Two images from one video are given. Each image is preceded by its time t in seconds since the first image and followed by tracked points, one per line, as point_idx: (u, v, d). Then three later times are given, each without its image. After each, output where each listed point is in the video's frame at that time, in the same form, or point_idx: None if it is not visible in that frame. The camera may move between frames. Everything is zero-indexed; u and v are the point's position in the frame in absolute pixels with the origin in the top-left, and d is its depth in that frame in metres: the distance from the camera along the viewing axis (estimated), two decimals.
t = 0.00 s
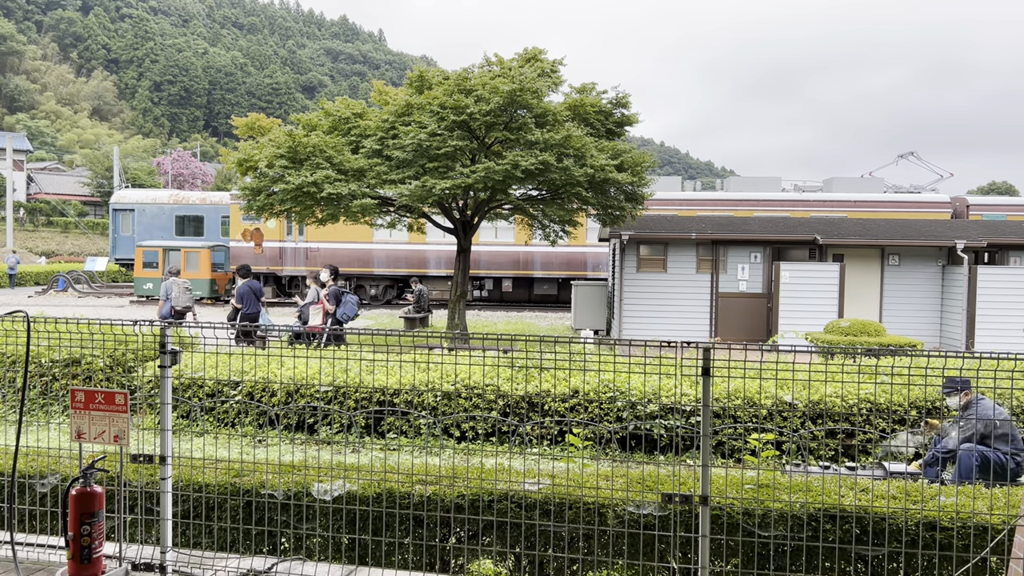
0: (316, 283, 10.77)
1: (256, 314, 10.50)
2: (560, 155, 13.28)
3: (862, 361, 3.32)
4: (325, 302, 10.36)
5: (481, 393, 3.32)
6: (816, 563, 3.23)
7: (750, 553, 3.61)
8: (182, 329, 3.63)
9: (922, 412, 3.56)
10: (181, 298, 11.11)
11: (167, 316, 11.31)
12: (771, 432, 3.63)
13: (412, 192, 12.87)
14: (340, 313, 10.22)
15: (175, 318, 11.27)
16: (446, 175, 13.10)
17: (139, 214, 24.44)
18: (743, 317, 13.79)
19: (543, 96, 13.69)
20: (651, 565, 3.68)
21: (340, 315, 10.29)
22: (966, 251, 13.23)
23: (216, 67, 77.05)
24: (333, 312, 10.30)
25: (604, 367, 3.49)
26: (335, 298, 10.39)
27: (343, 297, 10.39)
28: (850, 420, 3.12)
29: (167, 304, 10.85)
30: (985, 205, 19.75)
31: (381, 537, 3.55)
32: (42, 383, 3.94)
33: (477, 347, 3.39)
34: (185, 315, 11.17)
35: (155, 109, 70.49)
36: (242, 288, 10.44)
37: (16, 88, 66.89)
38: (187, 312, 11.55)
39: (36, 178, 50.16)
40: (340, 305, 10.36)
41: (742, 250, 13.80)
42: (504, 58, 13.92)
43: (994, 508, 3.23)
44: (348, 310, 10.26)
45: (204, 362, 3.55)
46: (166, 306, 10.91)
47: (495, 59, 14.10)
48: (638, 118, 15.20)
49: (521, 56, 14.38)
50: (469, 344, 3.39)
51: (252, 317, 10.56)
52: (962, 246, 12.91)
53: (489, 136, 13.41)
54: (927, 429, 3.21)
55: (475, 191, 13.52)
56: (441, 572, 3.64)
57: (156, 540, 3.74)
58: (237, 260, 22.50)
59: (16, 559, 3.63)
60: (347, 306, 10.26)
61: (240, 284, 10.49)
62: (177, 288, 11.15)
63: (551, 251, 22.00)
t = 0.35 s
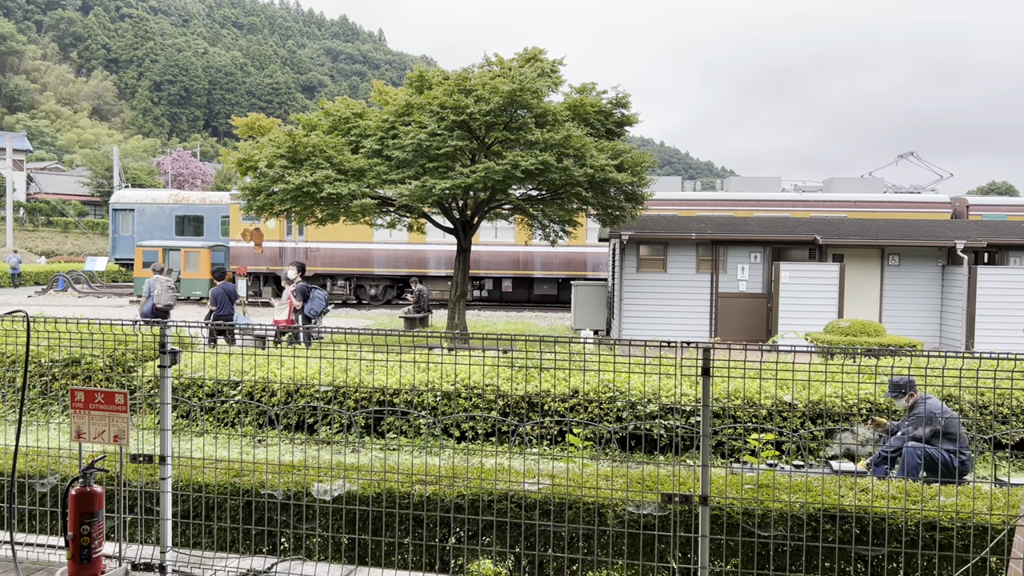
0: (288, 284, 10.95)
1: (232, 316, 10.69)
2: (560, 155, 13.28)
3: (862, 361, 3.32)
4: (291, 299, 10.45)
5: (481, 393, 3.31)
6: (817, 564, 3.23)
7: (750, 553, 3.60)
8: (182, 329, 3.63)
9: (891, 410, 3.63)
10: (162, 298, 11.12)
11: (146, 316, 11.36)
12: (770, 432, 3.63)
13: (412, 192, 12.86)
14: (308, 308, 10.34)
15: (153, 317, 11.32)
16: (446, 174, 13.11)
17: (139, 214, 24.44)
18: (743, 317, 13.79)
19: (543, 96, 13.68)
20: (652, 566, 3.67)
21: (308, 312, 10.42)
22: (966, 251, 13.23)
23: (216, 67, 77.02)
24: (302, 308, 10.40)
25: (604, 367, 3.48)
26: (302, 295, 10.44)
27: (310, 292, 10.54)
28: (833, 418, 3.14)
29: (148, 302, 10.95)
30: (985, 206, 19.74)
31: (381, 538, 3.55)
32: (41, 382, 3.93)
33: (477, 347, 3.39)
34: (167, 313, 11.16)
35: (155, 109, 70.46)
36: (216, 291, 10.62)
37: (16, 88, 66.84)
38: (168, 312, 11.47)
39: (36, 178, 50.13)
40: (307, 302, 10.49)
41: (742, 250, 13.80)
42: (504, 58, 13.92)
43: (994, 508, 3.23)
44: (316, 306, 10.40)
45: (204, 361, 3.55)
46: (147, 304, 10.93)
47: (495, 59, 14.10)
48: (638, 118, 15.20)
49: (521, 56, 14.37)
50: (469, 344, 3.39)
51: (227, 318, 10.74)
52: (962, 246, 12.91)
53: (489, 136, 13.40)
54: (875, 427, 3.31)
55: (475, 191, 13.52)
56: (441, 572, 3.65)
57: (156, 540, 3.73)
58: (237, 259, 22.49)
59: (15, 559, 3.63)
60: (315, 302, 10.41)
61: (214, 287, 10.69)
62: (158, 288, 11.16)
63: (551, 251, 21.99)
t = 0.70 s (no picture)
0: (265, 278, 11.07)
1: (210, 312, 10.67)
2: (560, 155, 13.28)
3: (861, 361, 3.32)
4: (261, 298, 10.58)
5: (482, 393, 3.32)
6: (818, 564, 3.23)
7: (750, 553, 3.60)
8: (182, 329, 3.63)
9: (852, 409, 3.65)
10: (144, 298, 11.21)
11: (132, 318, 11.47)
12: (770, 432, 3.63)
13: (412, 192, 12.85)
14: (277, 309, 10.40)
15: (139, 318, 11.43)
16: (446, 175, 13.12)
17: (139, 214, 24.45)
18: (743, 317, 13.79)
19: (543, 96, 13.68)
20: (652, 566, 3.67)
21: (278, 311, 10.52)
22: (967, 251, 13.23)
23: (216, 67, 77.01)
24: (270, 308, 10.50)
25: (604, 368, 3.48)
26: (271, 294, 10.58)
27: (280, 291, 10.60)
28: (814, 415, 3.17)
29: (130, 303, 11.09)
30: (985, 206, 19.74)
31: (381, 538, 3.55)
32: (41, 383, 3.93)
33: (477, 347, 3.38)
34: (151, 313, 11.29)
35: (155, 109, 70.45)
36: (194, 287, 10.62)
37: (16, 88, 66.83)
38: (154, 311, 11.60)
39: (36, 178, 50.15)
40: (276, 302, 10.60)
41: (742, 250, 13.79)
42: (504, 58, 13.93)
43: (994, 509, 3.23)
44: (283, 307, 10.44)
45: (205, 361, 3.55)
46: (129, 305, 11.09)
47: (495, 59, 14.10)
48: (638, 118, 15.20)
49: (521, 56, 14.37)
50: (469, 344, 3.39)
51: (206, 316, 10.77)
52: (962, 246, 12.91)
53: (489, 136, 13.41)
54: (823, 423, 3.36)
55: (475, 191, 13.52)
56: (441, 572, 3.64)
57: (156, 540, 3.73)
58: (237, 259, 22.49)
59: (15, 559, 3.63)
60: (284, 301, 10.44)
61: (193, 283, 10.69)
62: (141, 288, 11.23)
63: (551, 251, 21.99)
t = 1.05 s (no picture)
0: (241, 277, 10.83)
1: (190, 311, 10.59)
2: (560, 155, 13.28)
3: (863, 361, 3.31)
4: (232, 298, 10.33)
5: (482, 393, 3.32)
6: (818, 565, 3.23)
7: (749, 554, 3.60)
8: (182, 329, 3.63)
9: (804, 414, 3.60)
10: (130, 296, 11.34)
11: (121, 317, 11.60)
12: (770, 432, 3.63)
13: (412, 193, 12.86)
14: (246, 310, 10.13)
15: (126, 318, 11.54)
16: (447, 175, 13.12)
17: (139, 214, 24.47)
18: (743, 317, 13.80)
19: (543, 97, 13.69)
20: (653, 566, 3.67)
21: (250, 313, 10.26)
22: (967, 252, 13.22)
23: (216, 67, 77.05)
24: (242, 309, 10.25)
25: (605, 368, 3.48)
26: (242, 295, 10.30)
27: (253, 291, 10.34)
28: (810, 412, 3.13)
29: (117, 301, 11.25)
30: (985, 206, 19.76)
31: (381, 538, 3.56)
32: (41, 383, 3.94)
33: (477, 348, 3.38)
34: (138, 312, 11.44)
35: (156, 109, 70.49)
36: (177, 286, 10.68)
37: (16, 88, 66.87)
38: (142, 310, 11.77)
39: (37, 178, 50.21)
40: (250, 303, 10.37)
41: (742, 251, 13.79)
42: (504, 58, 13.93)
43: (994, 509, 3.22)
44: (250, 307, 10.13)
45: (205, 362, 3.54)
46: (116, 303, 11.26)
47: (496, 59, 14.11)
48: (638, 118, 15.20)
49: (522, 56, 14.38)
50: (469, 345, 3.39)
51: (188, 315, 10.75)
52: (962, 247, 12.91)
53: (490, 136, 13.41)
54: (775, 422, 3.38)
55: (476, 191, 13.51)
56: (441, 572, 3.64)
57: (156, 540, 3.73)
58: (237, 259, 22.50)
59: (15, 559, 3.63)
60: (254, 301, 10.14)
61: (175, 281, 10.76)
62: (128, 287, 11.40)
63: (551, 251, 21.98)
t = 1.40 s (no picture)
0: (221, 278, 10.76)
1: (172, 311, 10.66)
2: (561, 156, 13.28)
3: (863, 361, 3.30)
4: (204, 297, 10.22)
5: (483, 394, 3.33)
6: (819, 566, 3.22)
7: (750, 554, 3.59)
8: (182, 329, 3.63)
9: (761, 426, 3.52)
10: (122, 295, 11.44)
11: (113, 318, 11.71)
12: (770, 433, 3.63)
13: (413, 193, 12.86)
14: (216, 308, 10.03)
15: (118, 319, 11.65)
16: (448, 175, 13.12)
17: (141, 215, 24.49)
18: (744, 318, 13.80)
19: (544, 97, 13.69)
20: (653, 566, 3.68)
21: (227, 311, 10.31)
22: (968, 253, 13.21)
23: (218, 67, 77.11)
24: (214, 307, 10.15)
25: (606, 368, 3.48)
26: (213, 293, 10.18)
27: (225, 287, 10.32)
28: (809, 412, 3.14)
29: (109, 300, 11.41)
30: (985, 206, 19.76)
31: (382, 538, 3.55)
32: (42, 383, 3.94)
33: (477, 348, 3.37)
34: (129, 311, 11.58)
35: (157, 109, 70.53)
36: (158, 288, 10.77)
37: (18, 88, 66.91)
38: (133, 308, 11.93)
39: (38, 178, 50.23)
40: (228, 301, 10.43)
41: (743, 251, 13.79)
42: (505, 59, 13.94)
43: (994, 510, 3.22)
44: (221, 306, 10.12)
45: (206, 362, 3.54)
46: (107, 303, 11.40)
47: (497, 60, 14.12)
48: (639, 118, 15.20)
49: (523, 57, 14.39)
50: (469, 345, 3.39)
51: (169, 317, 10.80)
52: (963, 248, 12.90)
53: (491, 137, 13.41)
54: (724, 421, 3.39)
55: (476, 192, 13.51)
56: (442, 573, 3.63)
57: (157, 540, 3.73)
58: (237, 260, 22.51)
59: (16, 559, 3.63)
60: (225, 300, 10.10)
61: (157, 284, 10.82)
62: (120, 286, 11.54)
63: (552, 252, 21.98)
